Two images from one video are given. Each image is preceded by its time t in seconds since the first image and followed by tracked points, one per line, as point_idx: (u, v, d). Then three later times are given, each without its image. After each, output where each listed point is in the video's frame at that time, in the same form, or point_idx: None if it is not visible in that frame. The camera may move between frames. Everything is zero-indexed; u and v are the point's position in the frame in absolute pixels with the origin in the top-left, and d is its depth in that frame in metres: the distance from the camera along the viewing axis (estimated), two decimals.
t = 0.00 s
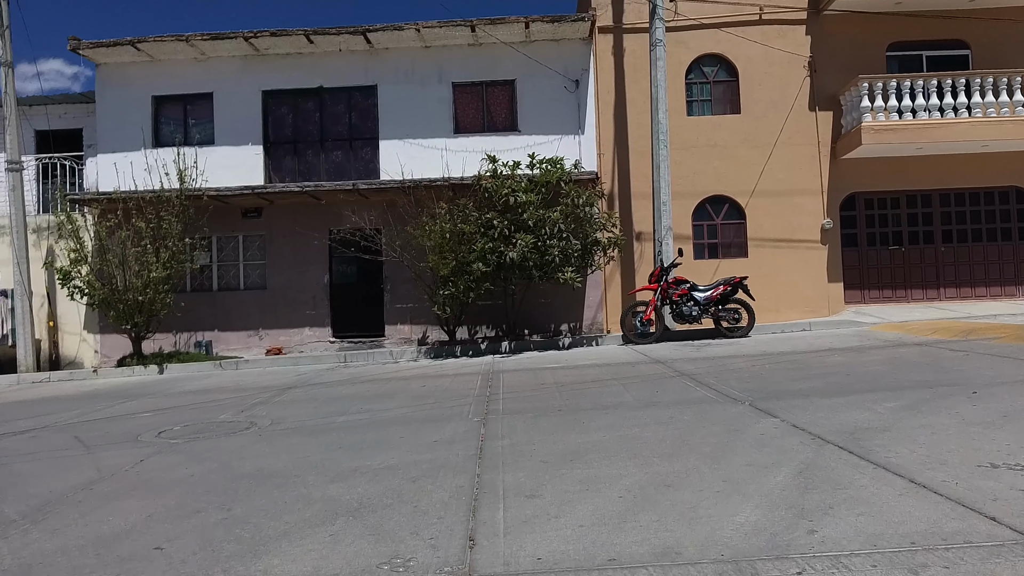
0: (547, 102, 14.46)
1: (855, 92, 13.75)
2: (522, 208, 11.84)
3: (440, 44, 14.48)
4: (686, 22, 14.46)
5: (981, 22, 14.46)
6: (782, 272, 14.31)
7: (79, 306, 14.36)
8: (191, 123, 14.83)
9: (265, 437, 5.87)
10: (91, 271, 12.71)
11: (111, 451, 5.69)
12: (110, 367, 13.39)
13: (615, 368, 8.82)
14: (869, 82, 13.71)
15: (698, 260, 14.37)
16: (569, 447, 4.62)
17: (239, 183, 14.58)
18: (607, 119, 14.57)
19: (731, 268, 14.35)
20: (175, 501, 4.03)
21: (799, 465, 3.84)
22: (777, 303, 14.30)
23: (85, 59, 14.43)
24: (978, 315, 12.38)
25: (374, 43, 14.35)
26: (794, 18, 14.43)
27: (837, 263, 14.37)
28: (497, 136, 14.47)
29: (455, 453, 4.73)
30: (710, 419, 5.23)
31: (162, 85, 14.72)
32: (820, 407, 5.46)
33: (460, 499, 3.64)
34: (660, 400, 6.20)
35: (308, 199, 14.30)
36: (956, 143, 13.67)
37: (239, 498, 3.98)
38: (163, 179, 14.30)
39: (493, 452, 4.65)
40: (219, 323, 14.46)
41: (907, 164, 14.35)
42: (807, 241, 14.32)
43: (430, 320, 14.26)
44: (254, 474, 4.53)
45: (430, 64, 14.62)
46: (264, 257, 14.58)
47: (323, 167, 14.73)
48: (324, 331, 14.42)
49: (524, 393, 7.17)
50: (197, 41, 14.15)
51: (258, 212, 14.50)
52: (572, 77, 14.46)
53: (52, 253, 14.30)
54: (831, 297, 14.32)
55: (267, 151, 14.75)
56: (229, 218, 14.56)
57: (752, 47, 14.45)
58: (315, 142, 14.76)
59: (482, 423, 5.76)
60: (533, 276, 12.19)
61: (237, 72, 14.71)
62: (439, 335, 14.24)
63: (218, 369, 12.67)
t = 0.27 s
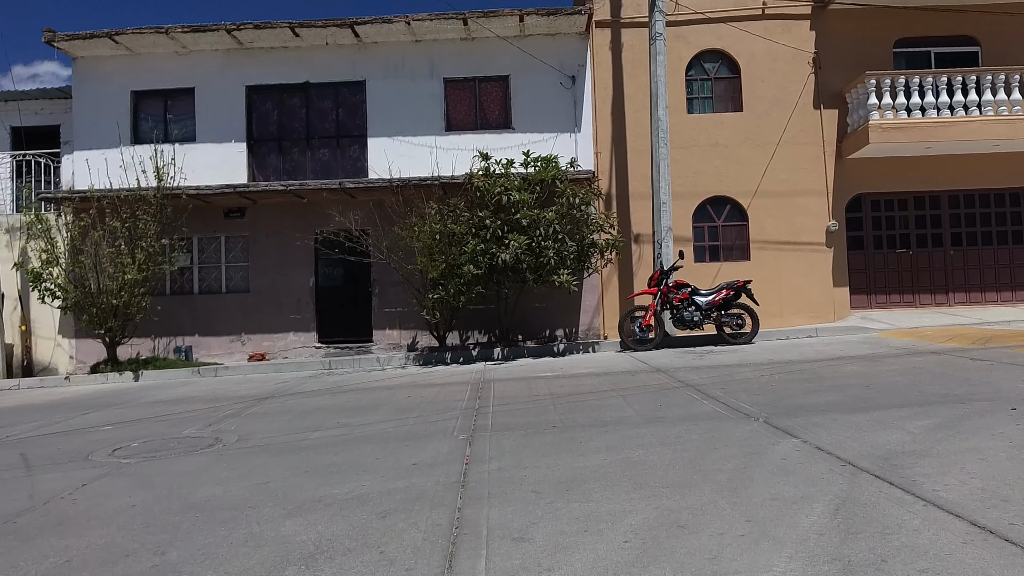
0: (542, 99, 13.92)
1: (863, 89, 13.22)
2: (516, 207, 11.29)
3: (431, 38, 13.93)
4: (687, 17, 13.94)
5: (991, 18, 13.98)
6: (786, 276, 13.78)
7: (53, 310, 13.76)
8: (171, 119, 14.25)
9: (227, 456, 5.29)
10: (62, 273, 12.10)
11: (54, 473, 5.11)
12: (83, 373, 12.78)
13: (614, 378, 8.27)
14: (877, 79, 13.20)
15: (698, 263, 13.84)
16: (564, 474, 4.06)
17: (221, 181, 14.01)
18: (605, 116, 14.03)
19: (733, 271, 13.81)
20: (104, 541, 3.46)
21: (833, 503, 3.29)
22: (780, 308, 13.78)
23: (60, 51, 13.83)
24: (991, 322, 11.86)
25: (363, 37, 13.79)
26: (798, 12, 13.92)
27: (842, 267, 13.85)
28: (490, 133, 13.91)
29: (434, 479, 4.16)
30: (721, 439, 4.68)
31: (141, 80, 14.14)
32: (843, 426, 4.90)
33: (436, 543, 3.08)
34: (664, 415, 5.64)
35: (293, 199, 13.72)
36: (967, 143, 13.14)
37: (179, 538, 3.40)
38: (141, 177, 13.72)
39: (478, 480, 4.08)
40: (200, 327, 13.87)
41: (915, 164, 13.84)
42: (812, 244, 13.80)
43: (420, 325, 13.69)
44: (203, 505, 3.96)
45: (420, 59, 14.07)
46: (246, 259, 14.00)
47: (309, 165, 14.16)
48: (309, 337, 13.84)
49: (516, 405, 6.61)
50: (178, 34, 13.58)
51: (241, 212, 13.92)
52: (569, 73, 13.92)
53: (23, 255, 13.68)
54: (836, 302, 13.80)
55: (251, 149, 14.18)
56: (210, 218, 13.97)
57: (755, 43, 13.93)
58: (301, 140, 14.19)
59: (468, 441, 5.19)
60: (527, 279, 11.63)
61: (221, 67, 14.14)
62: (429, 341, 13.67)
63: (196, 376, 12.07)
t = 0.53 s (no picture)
0: (537, 95, 13.46)
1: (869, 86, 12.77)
2: (509, 206, 10.79)
3: (423, 31, 13.46)
4: (687, 11, 13.49)
5: (1000, 14, 13.56)
6: (790, 279, 13.33)
7: (27, 313, 13.20)
8: (153, 115, 13.73)
9: (187, 476, 4.79)
10: (35, 274, 11.56)
11: None
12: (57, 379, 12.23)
13: (613, 386, 7.78)
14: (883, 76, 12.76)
15: (699, 265, 13.37)
16: (561, 503, 3.56)
17: (205, 179, 13.49)
18: (602, 113, 13.56)
19: (735, 274, 13.35)
20: None
21: (876, 546, 2.80)
22: (784, 312, 13.32)
23: (37, 44, 13.31)
24: (1004, 327, 11.40)
25: (352, 30, 13.31)
26: (802, 7, 13.49)
27: (848, 269, 13.39)
28: (483, 131, 13.43)
29: (412, 508, 3.66)
30: (735, 460, 4.19)
31: (122, 74, 13.62)
32: (869, 444, 4.42)
33: None
34: (669, 431, 5.16)
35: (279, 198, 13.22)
36: (977, 142, 12.71)
37: None
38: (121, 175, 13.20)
39: (461, 509, 3.58)
40: (182, 331, 13.35)
41: (923, 164, 13.41)
42: (817, 246, 13.34)
43: (411, 329, 13.19)
44: (148, 539, 3.47)
45: (411, 53, 13.59)
46: (230, 260, 13.48)
47: (296, 163, 13.66)
48: (295, 341, 13.32)
49: (507, 417, 6.12)
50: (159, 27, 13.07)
51: (225, 212, 13.41)
52: (565, 68, 13.46)
53: None
54: (842, 306, 13.35)
55: (236, 146, 13.68)
56: (193, 217, 13.46)
57: (758, 38, 13.49)
58: (288, 137, 13.69)
59: (453, 460, 4.69)
60: (521, 282, 11.14)
61: (204, 61, 13.64)
62: (420, 345, 13.17)
63: (175, 382, 11.53)
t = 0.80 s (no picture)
0: (534, 91, 13.04)
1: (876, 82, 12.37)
2: (504, 204, 10.34)
3: (415, 25, 13.03)
4: (688, 5, 13.08)
5: (1010, 8, 13.18)
6: (794, 281, 12.92)
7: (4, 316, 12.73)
8: (136, 110, 13.28)
9: (145, 497, 4.34)
10: (10, 275, 11.09)
11: None
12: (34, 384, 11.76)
13: (613, 394, 7.35)
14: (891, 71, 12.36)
15: (700, 267, 12.96)
16: (560, 537, 3.13)
17: (190, 177, 13.05)
18: (601, 110, 13.14)
19: (737, 276, 12.93)
20: None
21: None
22: (788, 315, 12.91)
23: (16, 37, 12.85)
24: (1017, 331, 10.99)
25: (342, 23, 12.88)
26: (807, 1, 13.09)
27: (854, 272, 12.99)
28: (478, 128, 13.00)
29: (387, 542, 3.21)
30: (752, 482, 3.76)
31: (104, 68, 13.16)
32: (898, 464, 3.99)
33: None
34: (675, 447, 4.72)
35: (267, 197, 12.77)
36: (988, 140, 12.31)
37: None
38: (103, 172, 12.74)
39: (445, 544, 3.14)
40: (165, 334, 12.90)
41: (931, 163, 13.01)
42: (822, 247, 12.93)
43: (402, 332, 12.75)
44: None
45: (403, 47, 13.16)
46: (216, 261, 13.03)
47: (285, 161, 13.22)
48: (283, 344, 12.87)
49: (499, 430, 5.68)
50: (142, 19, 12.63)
51: (210, 211, 12.96)
52: (562, 63, 13.04)
53: None
54: (847, 309, 12.94)
55: (222, 143, 13.23)
56: (177, 216, 13.00)
57: (761, 33, 13.09)
58: (276, 133, 13.25)
59: (439, 480, 4.25)
60: (516, 283, 10.70)
61: (190, 55, 13.19)
62: (412, 350, 12.73)
63: (156, 388, 11.06)
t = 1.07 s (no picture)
0: (529, 88, 12.68)
1: (881, 80, 12.04)
2: (498, 204, 9.98)
3: (408, 19, 12.67)
4: None
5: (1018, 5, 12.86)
6: (796, 284, 12.58)
7: None
8: (120, 107, 12.89)
9: (100, 520, 3.96)
10: None
11: None
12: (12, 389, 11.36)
13: (611, 403, 6.99)
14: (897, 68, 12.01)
15: (700, 269, 12.62)
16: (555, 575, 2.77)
17: (175, 175, 12.67)
18: (598, 108, 12.79)
19: (738, 279, 12.59)
20: None
21: None
22: (791, 319, 12.57)
23: None
24: None
25: (333, 18, 12.52)
26: None
27: (858, 274, 12.66)
28: (473, 126, 12.64)
29: None
30: (768, 508, 3.40)
31: (87, 64, 12.77)
32: (926, 486, 3.64)
33: None
34: (679, 464, 4.36)
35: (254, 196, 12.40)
36: (996, 139, 11.98)
37: None
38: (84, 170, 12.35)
39: None
40: (149, 337, 12.52)
41: (937, 163, 12.69)
42: (825, 249, 12.60)
43: (394, 336, 12.39)
44: None
45: (396, 43, 12.80)
46: (202, 262, 12.65)
47: (273, 159, 12.85)
48: (271, 348, 12.49)
49: (490, 442, 5.32)
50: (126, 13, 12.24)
51: (196, 210, 12.58)
52: (559, 60, 12.69)
53: None
54: (851, 313, 12.61)
55: (209, 141, 12.86)
56: (162, 216, 12.62)
57: (763, 29, 12.75)
58: (264, 131, 12.88)
59: (422, 502, 3.88)
60: (511, 286, 10.34)
61: (176, 50, 12.81)
62: (404, 354, 12.36)
63: (137, 394, 10.67)
